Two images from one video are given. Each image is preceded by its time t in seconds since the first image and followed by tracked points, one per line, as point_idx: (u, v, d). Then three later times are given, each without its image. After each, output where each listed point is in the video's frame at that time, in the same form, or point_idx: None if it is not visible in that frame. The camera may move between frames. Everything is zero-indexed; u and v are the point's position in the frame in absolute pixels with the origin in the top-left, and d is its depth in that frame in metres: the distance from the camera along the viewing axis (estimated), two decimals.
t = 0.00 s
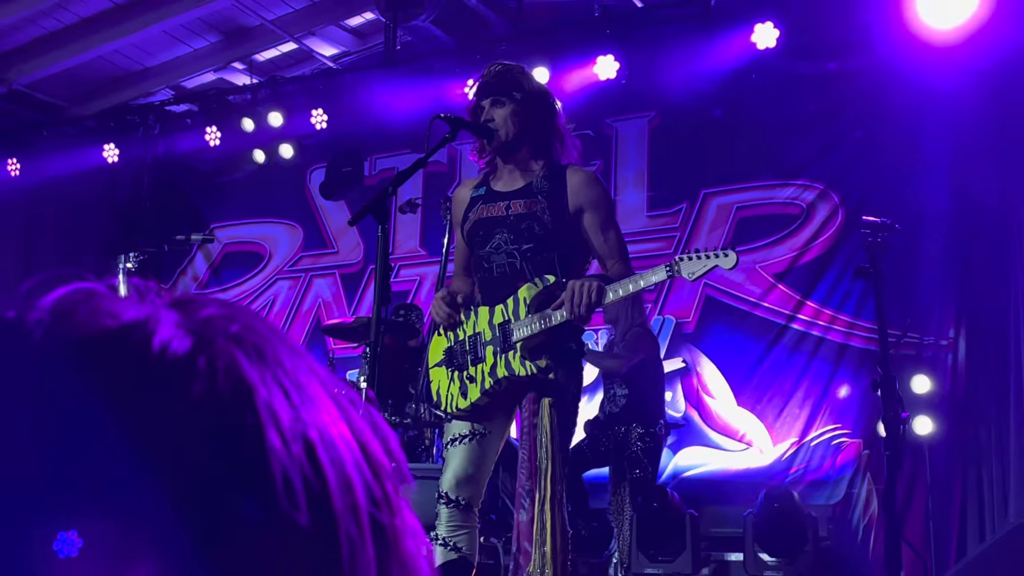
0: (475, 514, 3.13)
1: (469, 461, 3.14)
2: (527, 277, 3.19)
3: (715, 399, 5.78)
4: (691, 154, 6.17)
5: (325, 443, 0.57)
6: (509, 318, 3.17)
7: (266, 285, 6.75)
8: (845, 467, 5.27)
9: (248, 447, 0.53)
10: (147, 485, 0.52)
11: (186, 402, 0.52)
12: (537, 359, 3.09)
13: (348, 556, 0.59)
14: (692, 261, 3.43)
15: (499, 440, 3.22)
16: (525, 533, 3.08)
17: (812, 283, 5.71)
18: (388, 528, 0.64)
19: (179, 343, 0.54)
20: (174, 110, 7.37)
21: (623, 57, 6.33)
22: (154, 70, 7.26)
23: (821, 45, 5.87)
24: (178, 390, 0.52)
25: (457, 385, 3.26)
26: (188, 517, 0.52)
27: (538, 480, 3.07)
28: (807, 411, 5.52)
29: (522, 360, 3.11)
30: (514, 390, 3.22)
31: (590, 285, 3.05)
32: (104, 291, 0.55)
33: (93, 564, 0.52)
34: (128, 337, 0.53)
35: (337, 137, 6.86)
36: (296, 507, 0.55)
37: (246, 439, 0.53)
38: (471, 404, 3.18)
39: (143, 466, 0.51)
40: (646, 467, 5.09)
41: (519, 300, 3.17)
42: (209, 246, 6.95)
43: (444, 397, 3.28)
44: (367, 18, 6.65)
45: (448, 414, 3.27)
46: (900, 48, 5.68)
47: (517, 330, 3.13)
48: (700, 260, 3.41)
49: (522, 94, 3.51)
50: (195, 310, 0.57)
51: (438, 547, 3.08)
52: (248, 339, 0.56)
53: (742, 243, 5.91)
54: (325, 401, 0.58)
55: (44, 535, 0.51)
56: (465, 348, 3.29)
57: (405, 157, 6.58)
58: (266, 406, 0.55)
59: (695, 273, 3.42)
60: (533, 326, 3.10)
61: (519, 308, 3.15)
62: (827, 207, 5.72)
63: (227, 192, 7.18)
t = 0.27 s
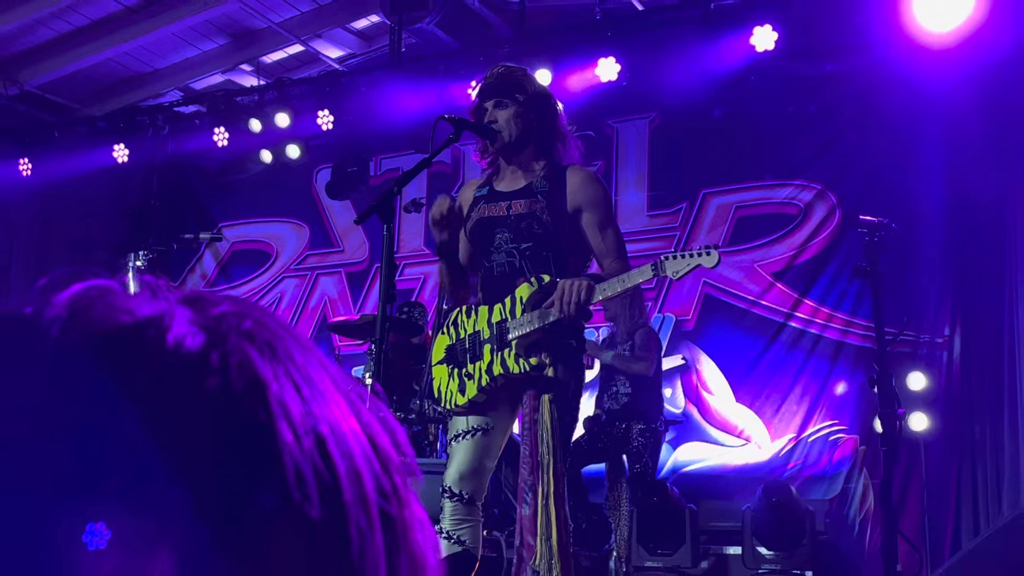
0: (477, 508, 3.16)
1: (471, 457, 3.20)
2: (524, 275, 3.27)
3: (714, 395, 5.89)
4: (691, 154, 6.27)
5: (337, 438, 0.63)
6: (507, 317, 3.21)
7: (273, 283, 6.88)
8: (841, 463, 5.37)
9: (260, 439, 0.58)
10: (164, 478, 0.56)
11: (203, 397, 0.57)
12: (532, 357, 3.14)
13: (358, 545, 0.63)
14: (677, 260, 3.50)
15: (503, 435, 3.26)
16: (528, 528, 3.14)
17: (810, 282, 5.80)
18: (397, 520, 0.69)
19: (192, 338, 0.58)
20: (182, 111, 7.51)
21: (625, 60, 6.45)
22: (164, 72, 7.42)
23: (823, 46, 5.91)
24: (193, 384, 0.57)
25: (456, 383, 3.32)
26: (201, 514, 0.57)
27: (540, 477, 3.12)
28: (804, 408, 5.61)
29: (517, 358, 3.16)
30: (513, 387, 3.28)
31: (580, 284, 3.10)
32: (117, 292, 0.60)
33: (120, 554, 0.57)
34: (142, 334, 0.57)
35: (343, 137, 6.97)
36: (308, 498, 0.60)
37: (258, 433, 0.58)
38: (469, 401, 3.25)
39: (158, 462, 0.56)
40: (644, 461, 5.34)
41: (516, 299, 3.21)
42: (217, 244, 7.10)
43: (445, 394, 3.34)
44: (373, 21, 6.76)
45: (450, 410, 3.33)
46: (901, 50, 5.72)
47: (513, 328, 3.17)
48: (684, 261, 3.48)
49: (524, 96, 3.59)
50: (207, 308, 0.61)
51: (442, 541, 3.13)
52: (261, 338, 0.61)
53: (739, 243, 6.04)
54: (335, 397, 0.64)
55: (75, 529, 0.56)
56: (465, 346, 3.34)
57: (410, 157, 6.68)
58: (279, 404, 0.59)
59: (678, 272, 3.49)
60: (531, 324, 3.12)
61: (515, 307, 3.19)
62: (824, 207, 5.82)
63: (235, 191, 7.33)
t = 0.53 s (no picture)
0: (481, 504, 3.16)
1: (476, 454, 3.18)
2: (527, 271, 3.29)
3: (716, 392, 5.92)
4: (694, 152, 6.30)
5: (357, 434, 0.51)
6: (509, 312, 3.24)
7: (278, 280, 6.95)
8: (841, 459, 5.42)
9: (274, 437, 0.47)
10: (165, 500, 0.44)
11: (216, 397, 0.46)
12: (534, 351, 3.18)
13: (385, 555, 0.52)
14: (674, 253, 3.53)
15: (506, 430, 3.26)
16: (527, 523, 3.10)
17: (811, 279, 5.84)
18: (418, 518, 0.58)
19: (213, 335, 0.47)
20: (187, 108, 7.56)
21: (627, 58, 6.49)
22: (169, 70, 7.47)
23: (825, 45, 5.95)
24: (209, 380, 0.46)
25: (459, 379, 3.32)
26: (213, 548, 0.45)
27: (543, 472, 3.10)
28: (805, 404, 5.64)
29: (520, 353, 3.20)
30: (516, 382, 3.29)
31: (580, 279, 3.15)
32: (135, 289, 0.49)
33: None
34: (164, 333, 0.47)
35: (347, 135, 7.00)
36: (329, 492, 0.48)
37: (278, 432, 0.47)
38: (472, 396, 3.25)
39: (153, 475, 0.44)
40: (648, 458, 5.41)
41: (518, 295, 3.25)
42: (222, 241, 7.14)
43: (448, 390, 3.34)
44: (377, 19, 6.80)
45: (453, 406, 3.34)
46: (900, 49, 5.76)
47: (515, 324, 3.21)
48: (682, 253, 3.52)
49: (528, 94, 3.60)
50: (225, 306, 0.50)
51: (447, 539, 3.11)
52: (282, 334, 0.50)
53: (740, 241, 6.08)
54: (353, 391, 0.52)
55: (48, 542, 0.44)
56: (468, 343, 3.34)
57: (413, 155, 6.74)
58: (299, 401, 0.48)
59: (676, 265, 3.52)
60: (534, 319, 3.17)
61: (518, 302, 3.23)
62: (826, 205, 5.85)
63: (240, 189, 7.38)
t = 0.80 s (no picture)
0: (481, 503, 3.16)
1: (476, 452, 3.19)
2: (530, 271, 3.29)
3: (718, 392, 5.92)
4: (696, 152, 6.31)
5: (364, 446, 0.53)
6: (512, 312, 3.24)
7: (280, 279, 6.93)
8: (844, 459, 5.40)
9: (284, 451, 0.50)
10: (176, 500, 0.48)
11: (226, 409, 0.49)
12: (537, 351, 3.17)
13: (386, 558, 0.56)
14: (686, 255, 3.54)
15: (506, 430, 3.26)
16: (524, 522, 3.06)
17: (814, 279, 5.83)
18: (422, 529, 0.60)
19: (222, 348, 0.50)
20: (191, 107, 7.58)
21: (631, 58, 6.49)
22: (173, 69, 7.49)
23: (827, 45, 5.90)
24: (220, 393, 0.49)
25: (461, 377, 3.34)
26: (223, 550, 0.49)
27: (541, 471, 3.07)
28: (808, 404, 5.65)
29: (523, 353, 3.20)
30: (518, 382, 3.28)
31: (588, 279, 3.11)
32: (144, 302, 0.51)
33: (106, 546, 0.49)
34: (172, 345, 0.49)
35: (349, 134, 7.03)
36: (335, 505, 0.52)
37: (287, 443, 0.50)
38: (473, 395, 3.25)
39: (160, 476, 0.48)
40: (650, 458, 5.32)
41: (522, 295, 3.24)
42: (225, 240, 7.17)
43: (449, 388, 3.36)
44: (379, 18, 6.82)
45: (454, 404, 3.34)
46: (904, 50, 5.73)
47: (518, 324, 3.21)
48: (693, 255, 3.52)
49: (532, 95, 3.60)
50: (234, 318, 0.54)
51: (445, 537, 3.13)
52: (289, 346, 0.52)
53: (744, 240, 6.07)
54: (360, 402, 0.54)
55: (58, 521, 0.49)
56: (470, 341, 3.37)
57: (416, 154, 6.75)
58: (307, 411, 0.51)
59: (688, 267, 3.54)
60: (536, 320, 3.15)
61: (521, 302, 3.22)
62: (829, 205, 5.86)
63: (243, 188, 7.40)
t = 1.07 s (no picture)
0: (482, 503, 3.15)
1: (477, 452, 3.17)
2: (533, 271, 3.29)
3: (720, 391, 5.92)
4: (698, 151, 6.31)
5: (363, 448, 0.54)
6: (514, 311, 3.26)
7: (282, 278, 6.96)
8: (846, 459, 5.38)
9: (285, 455, 0.49)
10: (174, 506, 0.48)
11: (226, 409, 0.48)
12: (540, 350, 3.18)
13: (386, 560, 0.55)
14: (690, 255, 3.54)
15: (507, 429, 3.25)
16: (527, 522, 3.04)
17: (817, 278, 5.82)
18: (424, 531, 0.59)
19: (220, 350, 0.50)
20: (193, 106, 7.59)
21: (633, 57, 6.47)
22: (175, 67, 7.50)
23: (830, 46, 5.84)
24: (218, 397, 0.49)
25: (462, 377, 3.35)
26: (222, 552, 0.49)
27: (543, 469, 3.05)
28: (810, 403, 5.64)
29: (526, 352, 3.21)
30: (520, 381, 3.28)
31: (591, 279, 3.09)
32: (143, 304, 0.52)
33: (100, 564, 0.48)
34: (170, 346, 0.49)
35: (351, 133, 7.03)
36: (336, 510, 0.51)
37: (286, 447, 0.50)
38: (475, 394, 3.26)
39: (155, 480, 0.47)
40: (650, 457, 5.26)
41: (525, 294, 3.26)
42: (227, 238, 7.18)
43: (451, 387, 3.36)
44: (382, 17, 6.83)
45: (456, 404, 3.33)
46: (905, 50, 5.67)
47: (521, 323, 3.23)
48: (697, 255, 3.52)
49: (536, 96, 3.58)
50: (233, 317, 0.55)
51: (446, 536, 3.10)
52: (288, 347, 0.53)
53: (746, 240, 6.07)
54: (360, 403, 0.57)
55: (46, 542, 0.47)
56: (472, 340, 3.39)
57: (419, 154, 6.75)
58: (306, 414, 0.51)
59: (692, 267, 3.53)
60: (539, 319, 3.17)
61: (524, 301, 3.24)
62: (831, 205, 5.85)
63: (245, 186, 7.41)
